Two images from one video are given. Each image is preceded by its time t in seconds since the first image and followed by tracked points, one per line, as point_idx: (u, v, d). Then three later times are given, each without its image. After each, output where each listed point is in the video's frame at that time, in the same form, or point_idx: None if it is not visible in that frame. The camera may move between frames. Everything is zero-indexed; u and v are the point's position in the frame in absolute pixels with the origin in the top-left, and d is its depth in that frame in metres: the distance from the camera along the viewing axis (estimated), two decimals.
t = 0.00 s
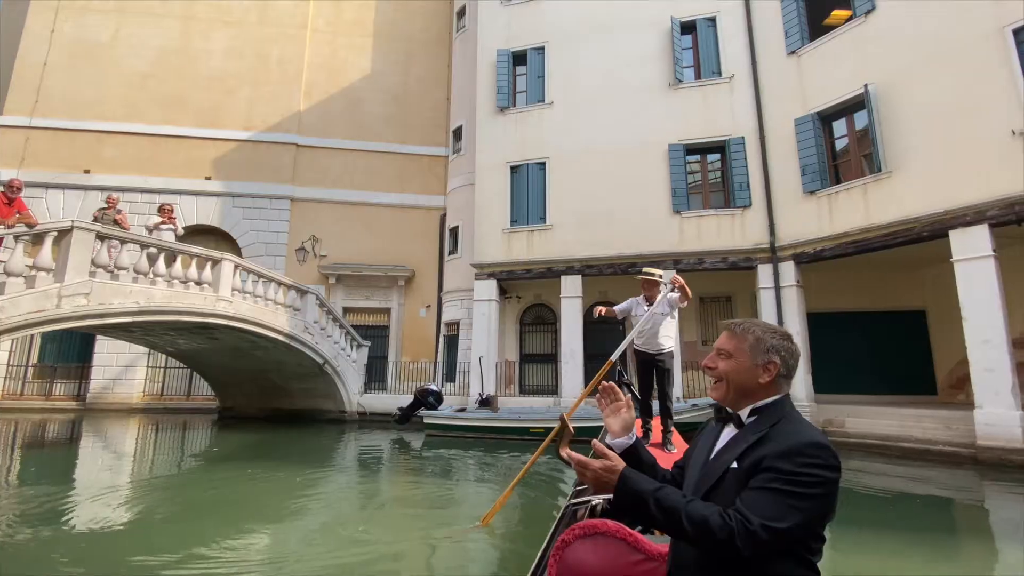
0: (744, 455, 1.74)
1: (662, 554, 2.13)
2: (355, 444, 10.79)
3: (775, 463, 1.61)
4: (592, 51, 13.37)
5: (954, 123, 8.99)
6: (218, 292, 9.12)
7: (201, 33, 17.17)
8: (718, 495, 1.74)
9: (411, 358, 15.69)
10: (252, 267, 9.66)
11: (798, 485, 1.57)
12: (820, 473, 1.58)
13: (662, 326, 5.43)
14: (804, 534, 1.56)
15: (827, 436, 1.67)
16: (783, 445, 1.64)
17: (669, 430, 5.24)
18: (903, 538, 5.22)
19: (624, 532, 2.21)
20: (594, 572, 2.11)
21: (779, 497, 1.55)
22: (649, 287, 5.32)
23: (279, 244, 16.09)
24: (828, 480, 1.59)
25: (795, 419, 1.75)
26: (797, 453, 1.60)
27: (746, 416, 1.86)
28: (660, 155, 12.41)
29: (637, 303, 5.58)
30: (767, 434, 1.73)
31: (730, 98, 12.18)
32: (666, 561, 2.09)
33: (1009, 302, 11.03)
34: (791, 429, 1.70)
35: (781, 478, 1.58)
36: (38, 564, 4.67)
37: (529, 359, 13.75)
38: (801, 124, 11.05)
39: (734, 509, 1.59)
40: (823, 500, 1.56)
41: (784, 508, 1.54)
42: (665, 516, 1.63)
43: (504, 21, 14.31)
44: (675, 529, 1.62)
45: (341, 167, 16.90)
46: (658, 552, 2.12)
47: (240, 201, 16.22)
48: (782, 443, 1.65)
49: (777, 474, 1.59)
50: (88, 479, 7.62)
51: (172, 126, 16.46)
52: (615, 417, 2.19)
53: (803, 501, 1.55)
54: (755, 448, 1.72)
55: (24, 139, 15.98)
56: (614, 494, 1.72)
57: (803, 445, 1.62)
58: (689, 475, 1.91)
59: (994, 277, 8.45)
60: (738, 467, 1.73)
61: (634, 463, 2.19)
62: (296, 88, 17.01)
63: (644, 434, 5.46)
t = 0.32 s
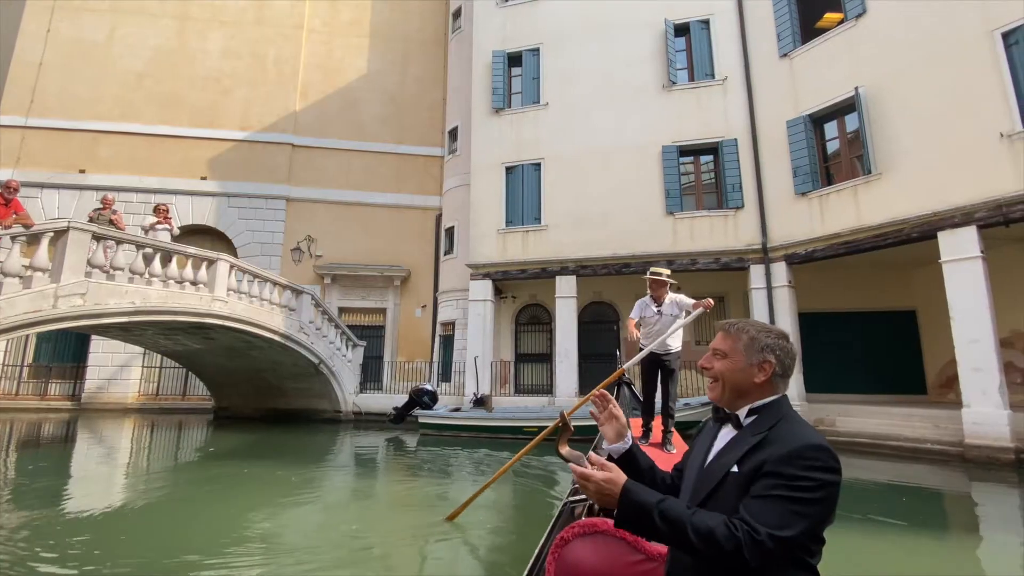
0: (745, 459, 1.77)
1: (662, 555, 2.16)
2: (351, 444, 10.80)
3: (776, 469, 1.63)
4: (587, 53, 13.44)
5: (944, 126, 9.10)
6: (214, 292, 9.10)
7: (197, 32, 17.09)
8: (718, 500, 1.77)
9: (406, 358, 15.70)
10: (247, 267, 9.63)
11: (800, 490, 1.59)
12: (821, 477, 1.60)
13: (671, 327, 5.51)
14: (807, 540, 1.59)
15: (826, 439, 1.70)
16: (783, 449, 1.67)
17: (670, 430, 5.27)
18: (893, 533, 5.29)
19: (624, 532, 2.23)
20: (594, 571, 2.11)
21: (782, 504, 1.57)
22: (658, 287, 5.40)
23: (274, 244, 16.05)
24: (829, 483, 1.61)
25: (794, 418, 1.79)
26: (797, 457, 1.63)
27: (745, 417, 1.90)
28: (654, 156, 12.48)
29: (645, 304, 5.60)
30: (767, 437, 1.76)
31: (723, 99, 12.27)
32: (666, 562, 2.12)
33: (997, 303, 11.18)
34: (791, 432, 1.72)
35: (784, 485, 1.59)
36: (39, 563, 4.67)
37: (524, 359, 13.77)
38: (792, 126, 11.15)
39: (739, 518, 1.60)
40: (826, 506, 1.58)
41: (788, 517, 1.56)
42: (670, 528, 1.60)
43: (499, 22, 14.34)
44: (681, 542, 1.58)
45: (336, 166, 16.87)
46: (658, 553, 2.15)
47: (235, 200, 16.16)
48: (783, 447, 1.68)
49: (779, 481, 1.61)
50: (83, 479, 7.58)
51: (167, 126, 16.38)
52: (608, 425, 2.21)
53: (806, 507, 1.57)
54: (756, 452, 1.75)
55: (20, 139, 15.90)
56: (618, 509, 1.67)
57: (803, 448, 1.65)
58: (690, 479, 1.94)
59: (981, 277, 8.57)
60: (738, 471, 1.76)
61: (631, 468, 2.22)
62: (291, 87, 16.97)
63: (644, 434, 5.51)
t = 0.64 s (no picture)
0: (749, 462, 1.80)
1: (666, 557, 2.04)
2: (355, 442, 10.86)
3: (783, 474, 1.65)
4: (588, 54, 13.49)
5: (945, 127, 9.14)
6: (219, 292, 9.18)
7: (202, 35, 17.16)
8: (723, 503, 1.80)
9: (408, 358, 15.76)
10: (252, 267, 9.71)
11: (808, 496, 1.61)
12: (827, 480, 1.63)
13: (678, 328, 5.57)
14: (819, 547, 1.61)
15: (829, 438, 1.74)
16: (789, 452, 1.69)
17: (676, 430, 5.26)
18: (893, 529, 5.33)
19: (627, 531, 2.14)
20: (593, 568, 2.03)
21: (792, 513, 1.59)
22: (666, 286, 5.53)
23: (278, 244, 16.13)
24: (835, 484, 1.64)
25: (795, 418, 1.84)
26: (804, 460, 1.65)
27: (746, 417, 1.95)
28: (655, 157, 12.53)
29: (653, 304, 5.62)
30: (769, 439, 1.79)
31: (723, 100, 12.32)
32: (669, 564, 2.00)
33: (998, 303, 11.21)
34: (793, 433, 1.76)
35: (793, 491, 1.61)
36: (54, 558, 4.77)
37: (526, 359, 13.83)
38: (793, 126, 11.20)
39: (750, 529, 1.61)
40: (835, 510, 1.60)
41: (799, 526, 1.57)
42: (679, 553, 1.59)
43: (500, 23, 14.40)
44: (693, 566, 1.58)
45: (339, 167, 16.94)
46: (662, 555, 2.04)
47: (240, 201, 16.25)
48: (788, 450, 1.70)
49: (789, 488, 1.62)
50: (93, 477, 7.67)
51: (172, 128, 16.47)
52: (602, 423, 2.30)
53: (815, 512, 1.60)
54: (761, 457, 1.77)
55: (28, 141, 16.01)
56: (625, 543, 1.65)
57: (808, 451, 1.67)
58: (695, 482, 1.96)
59: (982, 277, 8.60)
60: (743, 476, 1.78)
61: (625, 466, 2.27)
62: (294, 89, 17.04)
63: (650, 433, 5.55)
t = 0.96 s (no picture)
0: (829, 480, 1.68)
1: (705, 560, 2.07)
2: (377, 441, 11.06)
3: (874, 497, 1.54)
4: (605, 55, 13.51)
5: (975, 122, 8.93)
6: (248, 296, 9.46)
7: (228, 45, 17.61)
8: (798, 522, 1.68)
9: (429, 359, 15.95)
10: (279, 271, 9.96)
11: (905, 523, 1.50)
12: (922, 504, 1.53)
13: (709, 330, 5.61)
14: None
15: (917, 457, 1.63)
16: (877, 471, 1.58)
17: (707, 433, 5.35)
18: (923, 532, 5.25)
19: (665, 535, 2.16)
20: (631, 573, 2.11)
21: (892, 544, 1.48)
22: (697, 288, 5.53)
23: (303, 248, 16.49)
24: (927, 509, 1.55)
25: (871, 432, 1.74)
26: (898, 483, 1.54)
27: (816, 426, 1.85)
28: (673, 157, 12.49)
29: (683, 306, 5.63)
30: (852, 456, 1.67)
31: (743, 99, 12.21)
32: (708, 570, 2.04)
33: None
34: (879, 452, 1.65)
35: (888, 519, 1.50)
36: (98, 550, 5.03)
37: (545, 360, 13.88)
38: (816, 125, 11.05)
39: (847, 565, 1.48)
40: (932, 537, 1.50)
41: (896, 555, 1.47)
42: None
43: (517, 27, 14.49)
44: None
45: (361, 171, 17.22)
46: (701, 559, 2.07)
47: (266, 206, 16.65)
48: (878, 470, 1.58)
49: (881, 513, 1.51)
50: (128, 473, 7.97)
51: (200, 136, 16.93)
52: (611, 388, 2.38)
53: (913, 542, 1.49)
54: (844, 475, 1.65)
55: (65, 151, 16.65)
56: None
57: (902, 472, 1.56)
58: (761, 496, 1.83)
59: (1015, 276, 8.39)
60: (823, 494, 1.66)
61: (640, 420, 2.36)
62: (316, 96, 17.37)
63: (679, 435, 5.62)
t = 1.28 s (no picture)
0: (1006, 526, 1.58)
1: None
2: (432, 441, 11.26)
3: None
4: (649, 53, 13.30)
5: None
6: (311, 303, 9.87)
7: (285, 63, 18.44)
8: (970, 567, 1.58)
9: (478, 362, 16.12)
10: (339, 278, 10.35)
11: None
12: None
13: (788, 335, 5.36)
14: None
15: None
16: None
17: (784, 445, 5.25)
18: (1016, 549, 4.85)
19: (759, 553, 2.07)
20: None
21: None
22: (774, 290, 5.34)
23: (357, 254, 17.03)
24: None
25: None
26: None
27: (961, 455, 1.78)
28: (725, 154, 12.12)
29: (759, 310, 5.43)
30: None
31: (801, 91, 11.70)
32: None
33: None
34: None
35: None
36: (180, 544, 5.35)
37: (595, 363, 13.73)
38: (883, 114, 10.47)
39: None
40: None
41: None
42: None
43: (562, 30, 14.46)
44: None
45: (412, 179, 17.63)
46: None
47: (322, 215, 17.31)
48: None
49: None
50: (202, 470, 8.46)
51: (262, 151, 17.82)
52: (699, 408, 2.44)
53: None
54: None
55: (141, 170, 17.91)
56: None
57: None
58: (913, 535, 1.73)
59: None
60: (1001, 543, 1.57)
61: (732, 439, 2.44)
62: (368, 107, 17.92)
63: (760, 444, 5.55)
